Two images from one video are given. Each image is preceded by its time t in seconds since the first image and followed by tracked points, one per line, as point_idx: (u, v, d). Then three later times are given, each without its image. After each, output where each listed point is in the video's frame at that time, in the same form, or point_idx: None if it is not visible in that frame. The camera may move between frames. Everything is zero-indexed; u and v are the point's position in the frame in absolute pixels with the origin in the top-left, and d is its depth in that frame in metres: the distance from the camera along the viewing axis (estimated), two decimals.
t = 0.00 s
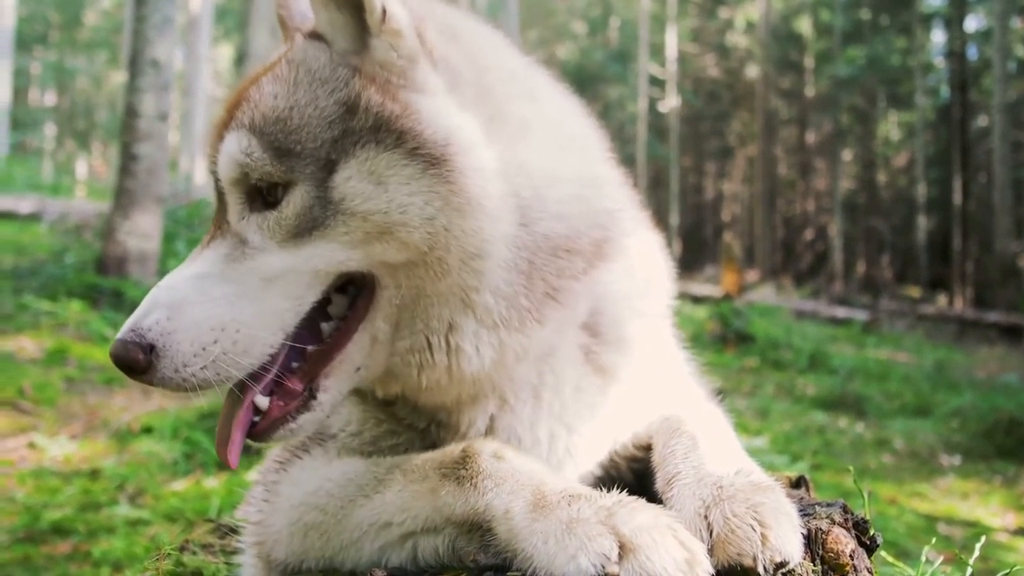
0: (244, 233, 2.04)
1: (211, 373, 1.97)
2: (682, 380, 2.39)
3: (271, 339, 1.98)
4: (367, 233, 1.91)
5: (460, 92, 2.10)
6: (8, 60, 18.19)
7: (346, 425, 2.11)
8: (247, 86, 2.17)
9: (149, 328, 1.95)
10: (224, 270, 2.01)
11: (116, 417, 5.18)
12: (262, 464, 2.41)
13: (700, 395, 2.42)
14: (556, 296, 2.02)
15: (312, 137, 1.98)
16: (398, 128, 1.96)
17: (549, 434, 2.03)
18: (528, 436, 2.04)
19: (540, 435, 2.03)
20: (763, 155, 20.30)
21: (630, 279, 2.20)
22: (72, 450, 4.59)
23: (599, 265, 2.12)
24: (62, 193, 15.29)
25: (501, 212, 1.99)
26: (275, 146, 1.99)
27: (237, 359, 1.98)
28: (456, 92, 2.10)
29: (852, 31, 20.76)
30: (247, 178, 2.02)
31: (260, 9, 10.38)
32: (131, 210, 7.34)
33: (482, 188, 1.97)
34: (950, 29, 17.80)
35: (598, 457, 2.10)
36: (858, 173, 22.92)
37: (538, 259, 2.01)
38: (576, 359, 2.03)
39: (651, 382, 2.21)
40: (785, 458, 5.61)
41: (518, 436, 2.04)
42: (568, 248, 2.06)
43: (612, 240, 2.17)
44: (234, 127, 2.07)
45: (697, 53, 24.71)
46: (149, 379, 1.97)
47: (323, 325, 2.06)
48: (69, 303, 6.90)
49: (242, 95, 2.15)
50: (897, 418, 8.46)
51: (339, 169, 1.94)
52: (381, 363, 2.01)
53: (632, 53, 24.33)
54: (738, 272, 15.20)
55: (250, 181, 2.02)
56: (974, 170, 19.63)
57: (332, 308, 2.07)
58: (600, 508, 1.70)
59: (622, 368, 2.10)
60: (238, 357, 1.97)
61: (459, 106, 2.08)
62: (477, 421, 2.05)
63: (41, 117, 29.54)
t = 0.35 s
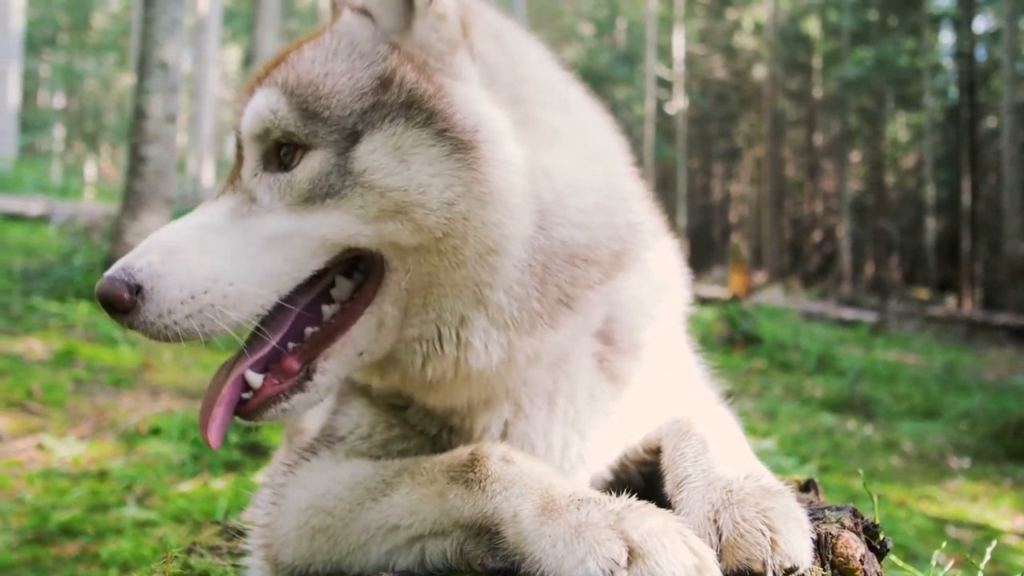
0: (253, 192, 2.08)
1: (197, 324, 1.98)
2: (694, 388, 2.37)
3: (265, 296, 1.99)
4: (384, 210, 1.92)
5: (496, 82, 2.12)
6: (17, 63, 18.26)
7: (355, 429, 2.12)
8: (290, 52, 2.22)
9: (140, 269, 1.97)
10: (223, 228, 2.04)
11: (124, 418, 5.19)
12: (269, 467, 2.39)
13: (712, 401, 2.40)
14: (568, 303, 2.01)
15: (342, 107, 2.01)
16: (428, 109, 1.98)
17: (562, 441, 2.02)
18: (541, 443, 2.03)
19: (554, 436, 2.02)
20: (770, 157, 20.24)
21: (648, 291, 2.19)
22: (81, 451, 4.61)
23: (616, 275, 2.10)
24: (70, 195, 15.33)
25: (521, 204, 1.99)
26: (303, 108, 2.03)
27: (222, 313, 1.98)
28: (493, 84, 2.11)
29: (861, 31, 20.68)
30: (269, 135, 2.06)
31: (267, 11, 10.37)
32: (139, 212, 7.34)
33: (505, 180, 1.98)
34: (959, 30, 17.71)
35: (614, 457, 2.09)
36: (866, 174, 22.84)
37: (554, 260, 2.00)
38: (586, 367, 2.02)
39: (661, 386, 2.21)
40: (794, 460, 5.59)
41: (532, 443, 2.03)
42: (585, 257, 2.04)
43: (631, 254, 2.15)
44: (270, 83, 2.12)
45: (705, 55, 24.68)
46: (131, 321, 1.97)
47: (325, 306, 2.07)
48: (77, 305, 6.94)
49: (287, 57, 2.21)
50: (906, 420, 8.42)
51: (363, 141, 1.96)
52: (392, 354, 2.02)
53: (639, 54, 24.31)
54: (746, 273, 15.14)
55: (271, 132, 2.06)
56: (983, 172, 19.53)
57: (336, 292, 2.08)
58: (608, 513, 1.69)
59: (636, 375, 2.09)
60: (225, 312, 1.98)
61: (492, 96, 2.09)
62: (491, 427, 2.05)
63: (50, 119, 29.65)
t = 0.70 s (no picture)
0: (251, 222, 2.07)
1: (210, 356, 1.99)
2: (701, 390, 2.38)
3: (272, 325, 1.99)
4: (377, 229, 1.93)
5: (485, 97, 2.12)
6: (25, 66, 18.35)
7: (361, 431, 2.12)
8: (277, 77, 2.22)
9: (148, 310, 1.98)
10: (226, 258, 2.04)
11: (132, 420, 5.22)
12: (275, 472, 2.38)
13: (718, 405, 2.41)
14: (572, 307, 2.02)
15: (330, 129, 2.02)
16: (414, 125, 1.99)
17: (569, 444, 2.02)
18: (549, 447, 2.03)
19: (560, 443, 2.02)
20: (777, 157, 20.21)
21: (654, 290, 2.19)
22: (88, 453, 4.63)
23: (619, 276, 2.11)
24: (79, 198, 15.40)
25: (515, 215, 2.00)
26: (292, 134, 2.03)
27: (234, 345, 1.99)
28: (481, 98, 2.12)
29: (867, 32, 20.64)
30: (261, 163, 2.06)
31: (274, 15, 10.41)
32: (147, 215, 7.38)
33: (496, 193, 1.98)
34: (966, 30, 17.65)
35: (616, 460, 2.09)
36: (873, 175, 22.78)
37: (553, 265, 2.01)
38: (597, 374, 2.02)
39: (666, 389, 2.21)
40: (801, 462, 5.58)
41: (540, 447, 2.03)
42: (585, 259, 2.06)
43: (633, 254, 2.16)
44: (261, 111, 2.12)
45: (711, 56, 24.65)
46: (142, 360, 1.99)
47: (330, 328, 2.08)
48: (85, 307, 6.96)
49: (275, 83, 2.20)
50: (914, 422, 8.40)
51: (352, 162, 1.97)
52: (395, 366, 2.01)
53: (645, 55, 24.30)
54: (754, 274, 15.09)
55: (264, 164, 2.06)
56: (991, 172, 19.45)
57: (339, 313, 2.08)
58: (612, 514, 1.69)
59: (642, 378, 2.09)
60: (233, 344, 1.99)
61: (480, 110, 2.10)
62: (498, 430, 2.06)
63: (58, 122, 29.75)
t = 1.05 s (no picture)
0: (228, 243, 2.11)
1: (199, 375, 2.05)
2: (704, 387, 2.37)
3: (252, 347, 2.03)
4: (341, 241, 1.95)
5: (447, 102, 2.11)
6: (35, 68, 18.45)
7: (367, 431, 2.13)
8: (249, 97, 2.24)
9: (139, 332, 2.07)
10: (207, 277, 2.09)
11: (141, 420, 5.25)
12: (282, 472, 2.40)
13: (722, 402, 2.40)
14: (551, 300, 2.01)
15: (292, 148, 2.04)
16: (366, 137, 1.99)
17: (568, 438, 2.01)
18: (548, 441, 2.02)
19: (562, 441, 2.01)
20: (786, 158, 20.15)
21: (639, 277, 2.18)
22: (98, 453, 4.65)
23: (601, 266, 2.10)
24: (89, 199, 15.47)
25: (476, 218, 2.00)
26: (258, 157, 2.06)
27: (219, 362, 2.05)
28: (439, 104, 2.10)
29: (877, 32, 20.57)
30: (236, 185, 2.09)
31: (282, 17, 10.47)
32: (157, 216, 7.42)
33: (456, 197, 1.98)
34: (976, 30, 17.58)
35: (617, 460, 2.08)
36: (883, 175, 22.68)
37: (523, 260, 2.01)
38: (599, 370, 2.02)
39: (668, 385, 2.20)
40: (809, 462, 5.56)
41: (537, 439, 2.03)
42: (560, 252, 2.05)
43: (614, 242, 2.15)
44: (233, 134, 2.15)
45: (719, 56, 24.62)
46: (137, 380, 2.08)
47: (313, 337, 2.11)
48: (95, 308, 7.00)
49: (247, 104, 2.23)
50: (923, 423, 8.36)
51: (314, 178, 1.99)
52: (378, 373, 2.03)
53: (654, 56, 24.27)
54: (762, 275, 15.03)
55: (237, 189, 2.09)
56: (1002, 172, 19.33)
57: (321, 321, 2.11)
58: (617, 513, 1.68)
59: (641, 371, 2.09)
60: (219, 361, 2.05)
61: (437, 116, 2.09)
62: (494, 426, 2.05)
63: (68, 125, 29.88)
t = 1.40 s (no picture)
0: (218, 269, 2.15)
1: (197, 399, 2.08)
2: (706, 386, 2.36)
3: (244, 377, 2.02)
4: (323, 260, 1.96)
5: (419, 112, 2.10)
6: (47, 69, 18.55)
7: (372, 431, 2.13)
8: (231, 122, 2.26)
9: (140, 360, 2.11)
10: (197, 302, 2.11)
11: (151, 420, 5.28)
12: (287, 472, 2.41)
13: (725, 401, 2.39)
14: (536, 300, 2.01)
15: (271, 171, 2.05)
16: (338, 156, 2.00)
17: (568, 435, 2.01)
18: (548, 440, 2.02)
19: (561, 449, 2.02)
20: (796, 158, 20.07)
21: (629, 278, 2.17)
22: (108, 453, 4.68)
23: (586, 267, 2.09)
24: (100, 199, 15.57)
25: (453, 228, 1.98)
26: (239, 184, 2.08)
27: (216, 385, 2.07)
28: (411, 116, 2.10)
29: (888, 31, 20.49)
30: (221, 211, 2.12)
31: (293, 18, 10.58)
32: (167, 216, 7.46)
33: (429, 210, 1.97)
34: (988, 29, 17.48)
35: (615, 466, 2.09)
36: (894, 176, 22.58)
37: (503, 264, 1.99)
38: (597, 374, 2.02)
39: (669, 383, 2.19)
40: (818, 463, 5.55)
41: (535, 435, 2.03)
42: (541, 253, 2.03)
43: (600, 239, 2.13)
44: (216, 162, 2.18)
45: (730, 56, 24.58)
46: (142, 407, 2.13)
47: (305, 350, 2.12)
48: (105, 308, 7.03)
49: (229, 129, 2.25)
50: (934, 424, 8.32)
51: (293, 201, 2.00)
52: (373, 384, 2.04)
53: (663, 56, 24.23)
54: (772, 275, 14.98)
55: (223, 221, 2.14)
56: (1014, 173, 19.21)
57: (314, 334, 2.11)
58: (622, 513, 1.69)
59: (640, 369, 2.09)
60: (215, 384, 2.07)
61: (409, 128, 2.08)
62: (493, 427, 2.05)
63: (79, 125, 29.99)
